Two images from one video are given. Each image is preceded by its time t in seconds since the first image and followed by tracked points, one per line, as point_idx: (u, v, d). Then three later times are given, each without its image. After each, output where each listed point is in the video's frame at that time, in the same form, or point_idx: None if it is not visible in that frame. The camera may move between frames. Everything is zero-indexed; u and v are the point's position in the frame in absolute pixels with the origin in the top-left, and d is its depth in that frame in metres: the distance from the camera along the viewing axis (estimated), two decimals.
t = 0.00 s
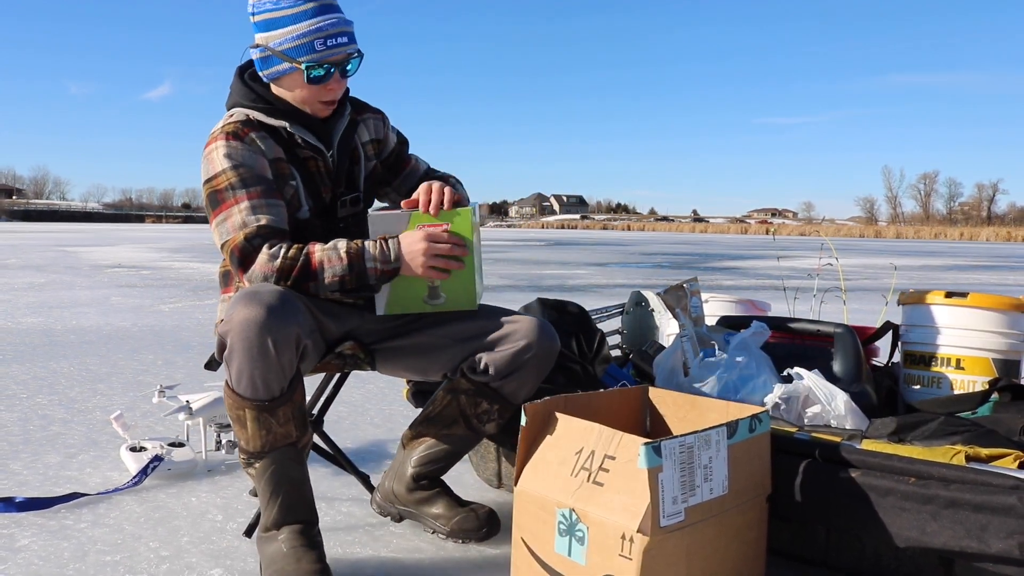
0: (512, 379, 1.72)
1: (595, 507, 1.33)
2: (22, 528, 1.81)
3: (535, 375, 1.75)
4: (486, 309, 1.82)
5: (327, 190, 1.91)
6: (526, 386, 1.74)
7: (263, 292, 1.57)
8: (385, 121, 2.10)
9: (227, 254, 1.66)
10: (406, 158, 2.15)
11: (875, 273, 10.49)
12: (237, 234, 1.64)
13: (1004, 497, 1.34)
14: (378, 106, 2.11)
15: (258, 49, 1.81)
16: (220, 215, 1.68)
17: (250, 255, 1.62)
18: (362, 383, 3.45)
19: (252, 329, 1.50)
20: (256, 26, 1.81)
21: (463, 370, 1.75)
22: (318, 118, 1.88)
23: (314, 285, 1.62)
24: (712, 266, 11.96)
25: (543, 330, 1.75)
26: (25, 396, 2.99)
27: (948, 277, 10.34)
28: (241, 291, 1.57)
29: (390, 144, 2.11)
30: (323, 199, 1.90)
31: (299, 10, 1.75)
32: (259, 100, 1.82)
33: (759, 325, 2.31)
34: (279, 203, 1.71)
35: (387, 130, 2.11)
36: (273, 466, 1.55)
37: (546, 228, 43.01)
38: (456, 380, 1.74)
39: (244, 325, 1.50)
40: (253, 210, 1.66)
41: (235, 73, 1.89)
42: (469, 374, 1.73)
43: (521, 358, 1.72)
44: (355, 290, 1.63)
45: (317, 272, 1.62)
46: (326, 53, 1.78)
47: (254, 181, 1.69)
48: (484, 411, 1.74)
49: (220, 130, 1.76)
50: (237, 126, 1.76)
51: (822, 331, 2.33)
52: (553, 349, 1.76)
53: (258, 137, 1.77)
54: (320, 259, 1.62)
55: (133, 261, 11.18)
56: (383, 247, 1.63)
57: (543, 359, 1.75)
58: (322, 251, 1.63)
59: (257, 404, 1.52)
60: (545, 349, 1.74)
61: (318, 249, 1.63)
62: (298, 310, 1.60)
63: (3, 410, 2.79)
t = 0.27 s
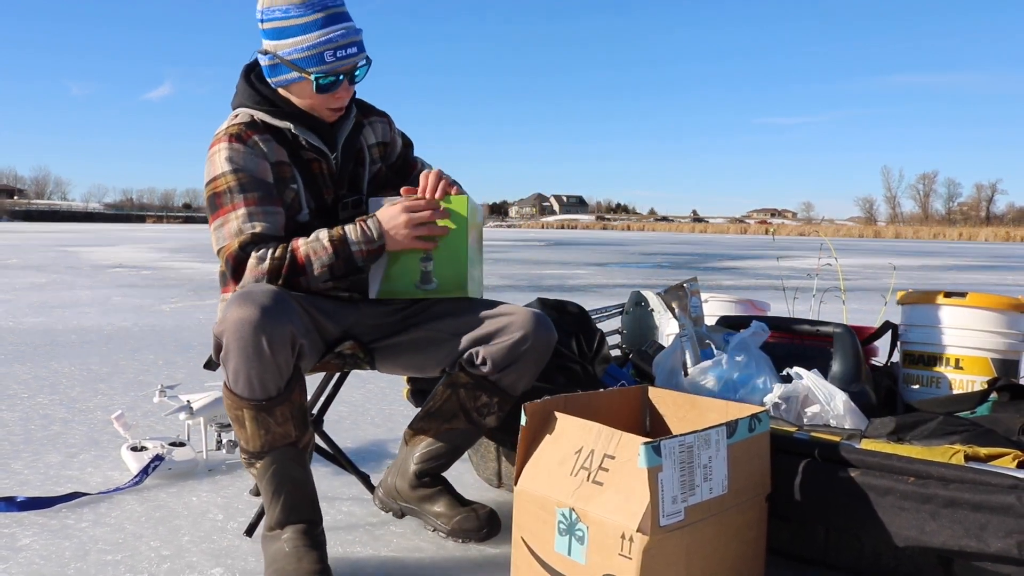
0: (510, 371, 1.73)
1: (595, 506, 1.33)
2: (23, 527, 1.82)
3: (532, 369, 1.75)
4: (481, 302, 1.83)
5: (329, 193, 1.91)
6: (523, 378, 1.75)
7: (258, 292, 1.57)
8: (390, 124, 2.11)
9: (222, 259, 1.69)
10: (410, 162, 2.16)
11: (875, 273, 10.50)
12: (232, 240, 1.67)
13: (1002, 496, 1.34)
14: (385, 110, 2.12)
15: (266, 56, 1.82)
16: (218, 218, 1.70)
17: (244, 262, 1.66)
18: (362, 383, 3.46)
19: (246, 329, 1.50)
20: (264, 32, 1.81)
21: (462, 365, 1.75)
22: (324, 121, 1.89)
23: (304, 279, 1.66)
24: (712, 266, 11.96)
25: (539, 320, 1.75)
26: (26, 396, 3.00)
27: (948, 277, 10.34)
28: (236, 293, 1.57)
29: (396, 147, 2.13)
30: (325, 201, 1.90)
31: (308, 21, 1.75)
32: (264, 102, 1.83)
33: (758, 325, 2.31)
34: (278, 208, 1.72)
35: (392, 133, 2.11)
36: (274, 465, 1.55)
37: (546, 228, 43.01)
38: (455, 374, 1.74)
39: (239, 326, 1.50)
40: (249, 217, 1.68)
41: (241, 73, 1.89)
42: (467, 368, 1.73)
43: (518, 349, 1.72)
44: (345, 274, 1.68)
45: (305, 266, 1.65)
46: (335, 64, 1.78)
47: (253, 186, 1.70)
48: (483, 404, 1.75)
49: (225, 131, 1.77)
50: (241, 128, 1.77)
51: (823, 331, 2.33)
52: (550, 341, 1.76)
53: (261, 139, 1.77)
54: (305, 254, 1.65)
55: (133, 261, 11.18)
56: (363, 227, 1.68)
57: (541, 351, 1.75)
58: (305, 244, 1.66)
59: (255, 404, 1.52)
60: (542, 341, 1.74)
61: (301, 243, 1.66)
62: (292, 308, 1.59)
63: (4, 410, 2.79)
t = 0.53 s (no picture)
0: (507, 376, 1.72)
1: (595, 506, 1.33)
2: (23, 527, 1.82)
3: (530, 372, 1.75)
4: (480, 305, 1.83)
5: (330, 193, 1.91)
6: (521, 382, 1.75)
7: (261, 292, 1.57)
8: (391, 126, 2.11)
9: (222, 256, 1.69)
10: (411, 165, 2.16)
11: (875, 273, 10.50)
12: (233, 238, 1.67)
13: (1003, 496, 1.34)
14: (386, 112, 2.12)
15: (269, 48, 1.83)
16: (218, 216, 1.70)
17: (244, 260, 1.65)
18: (362, 383, 3.46)
19: (249, 329, 1.50)
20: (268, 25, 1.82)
21: (458, 369, 1.74)
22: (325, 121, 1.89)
23: (304, 272, 1.65)
24: (712, 266, 11.96)
25: (536, 325, 1.74)
26: (26, 396, 3.00)
27: (948, 277, 10.34)
28: (239, 292, 1.57)
29: (397, 149, 2.13)
30: (325, 201, 1.90)
31: (309, 14, 1.76)
32: (267, 100, 1.83)
33: (759, 325, 2.31)
34: (278, 206, 1.72)
35: (393, 135, 2.12)
36: (275, 465, 1.55)
37: (546, 228, 43.01)
38: (452, 378, 1.73)
39: (242, 326, 1.50)
40: (249, 213, 1.67)
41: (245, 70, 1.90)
42: (464, 372, 1.72)
43: (515, 355, 1.72)
44: (345, 264, 1.67)
45: (303, 259, 1.63)
46: (334, 59, 1.78)
47: (253, 184, 1.70)
48: (479, 409, 1.75)
49: (225, 129, 1.76)
50: (243, 126, 1.76)
51: (823, 331, 2.33)
52: (547, 346, 1.76)
53: (262, 138, 1.77)
54: (302, 246, 1.63)
55: (133, 261, 11.19)
56: (359, 215, 1.66)
57: (538, 355, 1.75)
58: (301, 237, 1.64)
59: (257, 404, 1.52)
60: (540, 345, 1.74)
61: (297, 236, 1.64)
62: (295, 309, 1.59)
63: (4, 410, 2.79)
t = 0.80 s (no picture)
0: (509, 377, 1.73)
1: (595, 506, 1.33)
2: (23, 527, 1.82)
3: (532, 373, 1.75)
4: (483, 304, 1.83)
5: (329, 194, 1.90)
6: (522, 383, 1.75)
7: (262, 292, 1.57)
8: (395, 130, 2.13)
9: (221, 248, 1.67)
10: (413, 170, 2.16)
11: (875, 273, 10.50)
12: (231, 228, 1.66)
13: (1002, 496, 1.34)
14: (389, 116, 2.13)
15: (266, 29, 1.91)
16: (216, 207, 1.69)
17: (243, 250, 1.64)
18: (362, 383, 3.46)
19: (250, 329, 1.50)
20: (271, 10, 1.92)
21: (459, 370, 1.74)
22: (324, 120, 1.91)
23: (304, 264, 1.64)
24: (712, 266, 11.96)
25: (537, 327, 1.74)
26: (26, 396, 3.00)
27: (948, 277, 10.35)
28: (241, 292, 1.57)
29: (399, 154, 2.13)
30: (324, 202, 1.88)
31: None
32: (269, 96, 1.85)
33: (758, 325, 2.31)
34: (276, 198, 1.71)
35: (395, 139, 2.12)
36: (276, 465, 1.55)
37: (546, 228, 43.02)
38: (452, 379, 1.73)
39: (243, 326, 1.50)
40: (248, 204, 1.67)
41: (251, 66, 1.90)
42: (465, 373, 1.72)
43: (517, 356, 1.72)
44: (346, 256, 1.66)
45: (304, 250, 1.63)
46: (304, 23, 1.79)
47: (252, 176, 1.69)
48: (480, 410, 1.75)
49: (225, 122, 1.76)
50: (242, 120, 1.76)
51: (823, 331, 2.33)
52: (549, 346, 1.76)
53: (262, 132, 1.77)
54: (303, 238, 1.63)
55: (134, 261, 11.19)
56: (362, 208, 1.65)
57: (540, 356, 1.75)
58: (303, 228, 1.63)
59: (258, 405, 1.52)
60: (541, 346, 1.74)
61: (299, 227, 1.64)
62: (296, 310, 1.59)
63: (4, 410, 2.79)
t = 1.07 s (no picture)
0: (517, 374, 1.77)
1: (595, 507, 1.33)
2: (23, 527, 1.82)
3: (538, 370, 1.80)
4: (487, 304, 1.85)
5: (329, 194, 1.89)
6: (529, 380, 1.79)
7: (253, 293, 1.57)
8: (397, 133, 2.12)
9: (220, 227, 1.64)
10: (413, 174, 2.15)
11: (875, 273, 10.50)
12: (232, 206, 1.63)
13: (1003, 496, 1.34)
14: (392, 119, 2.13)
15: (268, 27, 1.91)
16: (219, 189, 1.67)
17: (243, 226, 1.60)
18: (362, 383, 3.46)
19: (240, 331, 1.50)
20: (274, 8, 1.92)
21: (467, 367, 1.78)
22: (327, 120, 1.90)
23: (305, 247, 1.59)
24: (712, 266, 11.96)
25: (544, 326, 1.81)
26: (26, 396, 3.00)
27: (948, 277, 10.35)
28: (231, 295, 1.57)
29: (400, 158, 2.13)
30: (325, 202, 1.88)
31: None
32: (274, 92, 1.84)
33: (758, 325, 2.31)
34: (280, 185, 1.70)
35: (397, 142, 2.12)
36: (271, 466, 1.55)
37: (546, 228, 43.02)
38: (459, 376, 1.77)
39: (233, 328, 1.50)
40: (252, 184, 1.65)
41: (257, 62, 1.88)
42: (473, 369, 1.77)
43: (525, 351, 1.77)
44: (350, 246, 1.62)
45: (309, 233, 1.59)
46: (304, 20, 1.79)
47: (256, 161, 1.69)
48: (487, 406, 1.78)
49: (230, 112, 1.77)
50: (247, 112, 1.77)
51: (822, 331, 2.33)
52: (553, 344, 1.81)
53: (267, 125, 1.77)
54: (309, 220, 1.59)
55: (134, 261, 11.19)
56: (374, 200, 1.63)
57: (544, 354, 1.80)
58: (310, 212, 1.60)
59: (250, 405, 1.52)
60: (546, 344, 1.80)
61: (306, 211, 1.60)
62: (286, 310, 1.59)
63: (4, 410, 2.79)
